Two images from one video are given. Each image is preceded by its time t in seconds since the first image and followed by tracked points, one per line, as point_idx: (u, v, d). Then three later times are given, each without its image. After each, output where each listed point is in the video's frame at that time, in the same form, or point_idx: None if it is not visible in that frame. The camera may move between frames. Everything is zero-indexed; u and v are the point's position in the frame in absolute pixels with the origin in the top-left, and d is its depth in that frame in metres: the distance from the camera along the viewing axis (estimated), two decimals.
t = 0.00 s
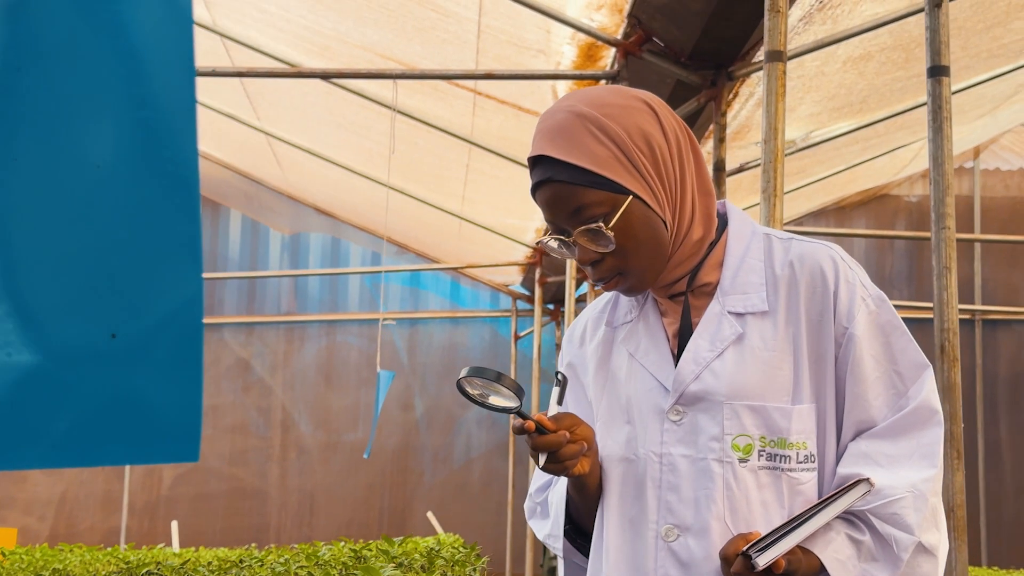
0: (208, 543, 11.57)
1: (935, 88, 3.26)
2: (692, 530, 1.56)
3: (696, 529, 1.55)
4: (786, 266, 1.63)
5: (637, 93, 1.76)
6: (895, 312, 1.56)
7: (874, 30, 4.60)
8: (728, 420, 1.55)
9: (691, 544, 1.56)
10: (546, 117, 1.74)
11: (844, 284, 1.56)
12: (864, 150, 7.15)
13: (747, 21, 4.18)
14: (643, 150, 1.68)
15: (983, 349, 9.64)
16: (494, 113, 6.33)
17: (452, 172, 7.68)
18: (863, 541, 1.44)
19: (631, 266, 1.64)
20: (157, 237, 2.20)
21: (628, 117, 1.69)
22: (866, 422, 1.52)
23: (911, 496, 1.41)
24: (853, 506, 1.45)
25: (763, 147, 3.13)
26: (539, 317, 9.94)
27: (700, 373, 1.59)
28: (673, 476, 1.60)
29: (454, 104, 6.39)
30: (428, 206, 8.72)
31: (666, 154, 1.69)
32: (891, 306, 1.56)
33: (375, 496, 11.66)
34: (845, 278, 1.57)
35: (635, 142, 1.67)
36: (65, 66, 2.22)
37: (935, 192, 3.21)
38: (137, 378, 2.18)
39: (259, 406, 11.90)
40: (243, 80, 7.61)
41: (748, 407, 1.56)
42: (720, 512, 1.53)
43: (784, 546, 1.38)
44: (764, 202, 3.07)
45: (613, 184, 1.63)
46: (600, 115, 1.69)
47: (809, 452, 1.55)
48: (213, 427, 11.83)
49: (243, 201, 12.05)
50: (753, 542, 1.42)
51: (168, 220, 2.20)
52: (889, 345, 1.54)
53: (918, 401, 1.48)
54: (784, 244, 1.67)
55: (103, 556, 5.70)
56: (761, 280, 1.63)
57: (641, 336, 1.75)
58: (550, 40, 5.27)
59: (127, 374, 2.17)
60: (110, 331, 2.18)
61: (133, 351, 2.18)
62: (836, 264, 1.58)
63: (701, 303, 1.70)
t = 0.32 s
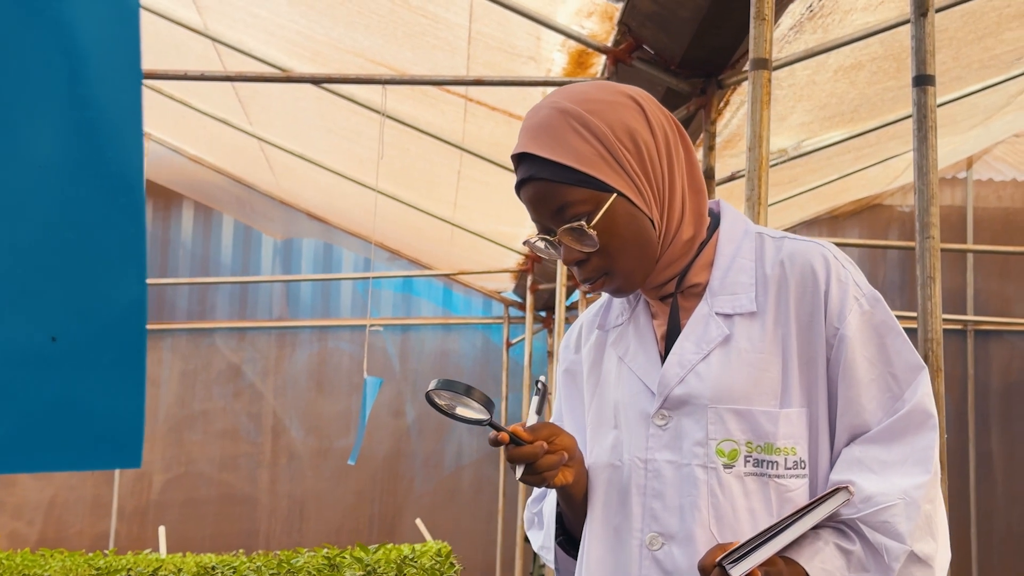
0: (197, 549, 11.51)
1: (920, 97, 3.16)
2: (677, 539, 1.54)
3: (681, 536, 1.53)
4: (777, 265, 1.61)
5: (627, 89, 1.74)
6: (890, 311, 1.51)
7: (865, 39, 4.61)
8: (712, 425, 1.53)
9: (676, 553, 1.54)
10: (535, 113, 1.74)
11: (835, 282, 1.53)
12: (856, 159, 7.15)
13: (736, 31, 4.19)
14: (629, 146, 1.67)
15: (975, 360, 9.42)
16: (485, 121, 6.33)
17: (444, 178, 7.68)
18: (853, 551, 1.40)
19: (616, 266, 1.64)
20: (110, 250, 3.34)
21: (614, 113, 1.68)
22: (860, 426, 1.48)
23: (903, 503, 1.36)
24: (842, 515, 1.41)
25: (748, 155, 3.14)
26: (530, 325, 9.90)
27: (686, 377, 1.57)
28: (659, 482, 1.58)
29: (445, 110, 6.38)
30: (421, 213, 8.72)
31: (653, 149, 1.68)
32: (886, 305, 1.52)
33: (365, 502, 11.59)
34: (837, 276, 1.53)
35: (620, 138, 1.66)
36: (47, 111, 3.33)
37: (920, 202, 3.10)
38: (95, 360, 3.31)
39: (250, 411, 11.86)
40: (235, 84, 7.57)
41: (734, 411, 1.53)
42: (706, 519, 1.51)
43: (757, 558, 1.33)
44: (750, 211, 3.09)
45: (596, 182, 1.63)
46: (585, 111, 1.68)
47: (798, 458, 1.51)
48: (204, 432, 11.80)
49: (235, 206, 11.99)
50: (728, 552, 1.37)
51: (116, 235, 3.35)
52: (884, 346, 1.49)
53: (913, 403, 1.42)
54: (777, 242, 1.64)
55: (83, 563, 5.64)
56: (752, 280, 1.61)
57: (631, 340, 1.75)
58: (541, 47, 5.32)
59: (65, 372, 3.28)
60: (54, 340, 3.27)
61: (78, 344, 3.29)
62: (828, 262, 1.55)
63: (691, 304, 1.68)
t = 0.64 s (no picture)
0: (188, 556, 11.41)
1: (907, 108, 3.17)
2: (654, 553, 1.52)
3: (657, 551, 1.51)
4: (758, 270, 1.59)
5: (603, 90, 1.76)
6: (874, 315, 1.47)
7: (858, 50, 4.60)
8: (689, 436, 1.52)
9: (652, 567, 1.52)
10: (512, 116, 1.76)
11: (817, 287, 1.50)
12: (851, 171, 7.13)
13: (728, 41, 4.19)
14: (603, 150, 1.68)
15: (968, 370, 9.29)
16: (478, 128, 6.33)
17: (437, 186, 7.66)
18: (832, 567, 1.36)
19: (593, 273, 1.65)
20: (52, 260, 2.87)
21: (586, 114, 1.69)
22: (843, 437, 1.45)
23: (883, 516, 1.33)
24: (820, 529, 1.38)
25: (735, 164, 3.23)
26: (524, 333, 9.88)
27: (663, 386, 1.57)
28: (636, 494, 1.57)
29: (438, 118, 6.37)
30: (415, 221, 8.69)
31: (629, 153, 1.69)
32: (870, 310, 1.48)
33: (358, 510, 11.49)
34: (818, 280, 1.51)
35: (592, 141, 1.67)
36: None
37: (906, 214, 3.07)
38: (27, 366, 2.82)
39: (242, 418, 11.79)
40: (228, 90, 7.57)
41: (710, 421, 1.51)
42: (683, 533, 1.49)
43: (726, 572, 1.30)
44: (736, 220, 3.19)
45: (567, 186, 1.64)
46: (557, 113, 1.70)
47: (778, 470, 1.49)
48: (196, 439, 11.72)
49: (229, 212, 12.02)
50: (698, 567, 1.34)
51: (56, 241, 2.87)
52: (868, 351, 1.46)
53: (896, 412, 1.39)
54: (759, 245, 1.63)
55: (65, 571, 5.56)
56: (732, 286, 1.59)
57: (613, 348, 1.74)
58: (533, 55, 5.33)
59: None
60: None
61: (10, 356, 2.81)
62: (810, 266, 1.53)
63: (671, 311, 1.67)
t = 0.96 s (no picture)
0: (183, 564, 11.37)
1: (902, 119, 3.16)
2: (628, 568, 1.53)
3: (632, 566, 1.52)
4: (735, 276, 1.61)
5: (577, 93, 1.82)
6: (853, 321, 1.49)
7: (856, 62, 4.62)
8: (663, 448, 1.53)
9: None
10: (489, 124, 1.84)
11: (793, 292, 1.52)
12: (851, 182, 7.10)
13: (724, 50, 4.20)
14: (573, 155, 1.74)
15: (968, 384, 9.17)
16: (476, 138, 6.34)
17: (435, 196, 7.65)
18: None
19: (567, 281, 1.70)
20: None
21: (556, 118, 1.75)
22: (821, 448, 1.46)
23: (858, 532, 1.35)
24: (797, 545, 1.40)
25: (728, 174, 3.41)
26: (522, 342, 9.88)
27: (638, 398, 1.58)
28: (611, 507, 1.58)
29: (435, 127, 6.39)
30: (414, 229, 8.69)
31: (600, 156, 1.74)
32: (848, 316, 1.49)
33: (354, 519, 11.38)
34: (795, 286, 1.53)
35: (562, 146, 1.73)
36: None
37: (899, 226, 3.07)
38: None
39: (240, 426, 11.69)
40: (228, 98, 7.59)
41: (684, 433, 1.53)
42: (657, 548, 1.50)
43: None
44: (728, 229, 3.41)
45: (537, 194, 1.71)
46: (528, 119, 1.76)
47: (754, 483, 1.50)
48: (193, 447, 11.69)
49: (230, 219, 12.06)
50: None
51: None
52: (846, 360, 1.47)
53: (875, 422, 1.41)
54: (737, 251, 1.64)
55: None
56: (708, 293, 1.61)
57: (593, 357, 1.76)
58: (531, 64, 5.37)
59: None
60: None
61: None
62: (787, 272, 1.55)
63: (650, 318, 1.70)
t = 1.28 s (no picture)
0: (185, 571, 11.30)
1: (902, 128, 3.16)
2: None
3: None
4: (713, 283, 1.66)
5: (555, 102, 1.88)
6: (829, 326, 1.52)
7: (859, 72, 4.62)
8: (642, 459, 1.59)
9: None
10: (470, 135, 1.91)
11: (770, 297, 1.56)
12: (854, 194, 7.10)
13: (725, 62, 4.21)
14: (549, 163, 1.79)
15: (972, 397, 9.11)
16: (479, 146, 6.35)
17: (438, 205, 7.66)
18: None
19: (546, 290, 1.76)
20: None
21: (531, 128, 1.81)
22: (802, 456, 1.50)
23: (831, 541, 1.38)
24: (774, 554, 1.43)
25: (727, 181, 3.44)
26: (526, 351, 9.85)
27: (618, 407, 1.64)
28: (595, 519, 1.65)
29: (439, 135, 6.41)
30: (417, 238, 8.68)
31: (576, 164, 1.79)
32: (825, 320, 1.52)
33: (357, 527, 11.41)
34: (772, 290, 1.57)
35: (537, 154, 1.79)
36: None
37: (899, 235, 3.07)
38: None
39: (242, 434, 11.64)
40: (232, 104, 7.58)
41: (662, 443, 1.58)
42: (638, 558, 1.56)
43: None
44: (728, 237, 3.41)
45: (513, 202, 1.77)
46: (504, 128, 1.83)
47: (733, 492, 1.55)
48: (196, 455, 11.56)
49: (234, 225, 12.08)
50: None
51: None
52: (825, 366, 1.51)
53: (851, 428, 1.44)
54: (718, 257, 1.69)
55: None
56: (687, 301, 1.66)
57: (579, 367, 1.83)
58: (534, 73, 5.40)
59: None
60: None
61: None
62: (763, 277, 1.59)
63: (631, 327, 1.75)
